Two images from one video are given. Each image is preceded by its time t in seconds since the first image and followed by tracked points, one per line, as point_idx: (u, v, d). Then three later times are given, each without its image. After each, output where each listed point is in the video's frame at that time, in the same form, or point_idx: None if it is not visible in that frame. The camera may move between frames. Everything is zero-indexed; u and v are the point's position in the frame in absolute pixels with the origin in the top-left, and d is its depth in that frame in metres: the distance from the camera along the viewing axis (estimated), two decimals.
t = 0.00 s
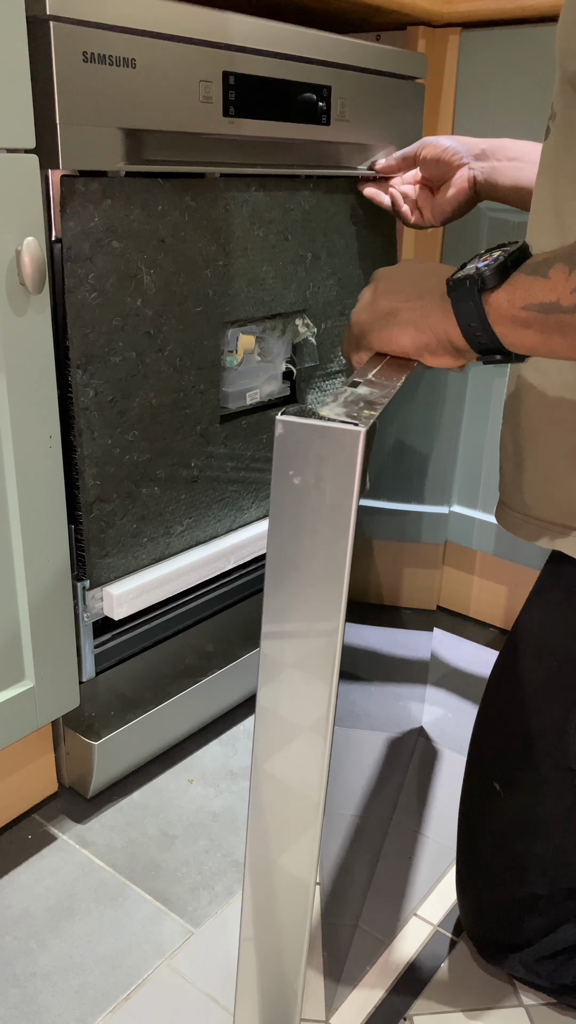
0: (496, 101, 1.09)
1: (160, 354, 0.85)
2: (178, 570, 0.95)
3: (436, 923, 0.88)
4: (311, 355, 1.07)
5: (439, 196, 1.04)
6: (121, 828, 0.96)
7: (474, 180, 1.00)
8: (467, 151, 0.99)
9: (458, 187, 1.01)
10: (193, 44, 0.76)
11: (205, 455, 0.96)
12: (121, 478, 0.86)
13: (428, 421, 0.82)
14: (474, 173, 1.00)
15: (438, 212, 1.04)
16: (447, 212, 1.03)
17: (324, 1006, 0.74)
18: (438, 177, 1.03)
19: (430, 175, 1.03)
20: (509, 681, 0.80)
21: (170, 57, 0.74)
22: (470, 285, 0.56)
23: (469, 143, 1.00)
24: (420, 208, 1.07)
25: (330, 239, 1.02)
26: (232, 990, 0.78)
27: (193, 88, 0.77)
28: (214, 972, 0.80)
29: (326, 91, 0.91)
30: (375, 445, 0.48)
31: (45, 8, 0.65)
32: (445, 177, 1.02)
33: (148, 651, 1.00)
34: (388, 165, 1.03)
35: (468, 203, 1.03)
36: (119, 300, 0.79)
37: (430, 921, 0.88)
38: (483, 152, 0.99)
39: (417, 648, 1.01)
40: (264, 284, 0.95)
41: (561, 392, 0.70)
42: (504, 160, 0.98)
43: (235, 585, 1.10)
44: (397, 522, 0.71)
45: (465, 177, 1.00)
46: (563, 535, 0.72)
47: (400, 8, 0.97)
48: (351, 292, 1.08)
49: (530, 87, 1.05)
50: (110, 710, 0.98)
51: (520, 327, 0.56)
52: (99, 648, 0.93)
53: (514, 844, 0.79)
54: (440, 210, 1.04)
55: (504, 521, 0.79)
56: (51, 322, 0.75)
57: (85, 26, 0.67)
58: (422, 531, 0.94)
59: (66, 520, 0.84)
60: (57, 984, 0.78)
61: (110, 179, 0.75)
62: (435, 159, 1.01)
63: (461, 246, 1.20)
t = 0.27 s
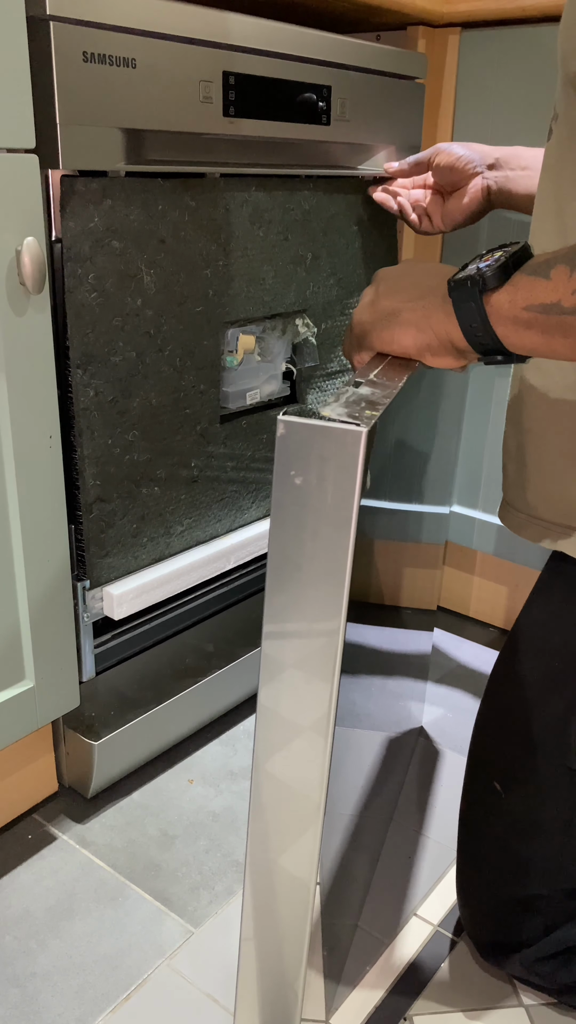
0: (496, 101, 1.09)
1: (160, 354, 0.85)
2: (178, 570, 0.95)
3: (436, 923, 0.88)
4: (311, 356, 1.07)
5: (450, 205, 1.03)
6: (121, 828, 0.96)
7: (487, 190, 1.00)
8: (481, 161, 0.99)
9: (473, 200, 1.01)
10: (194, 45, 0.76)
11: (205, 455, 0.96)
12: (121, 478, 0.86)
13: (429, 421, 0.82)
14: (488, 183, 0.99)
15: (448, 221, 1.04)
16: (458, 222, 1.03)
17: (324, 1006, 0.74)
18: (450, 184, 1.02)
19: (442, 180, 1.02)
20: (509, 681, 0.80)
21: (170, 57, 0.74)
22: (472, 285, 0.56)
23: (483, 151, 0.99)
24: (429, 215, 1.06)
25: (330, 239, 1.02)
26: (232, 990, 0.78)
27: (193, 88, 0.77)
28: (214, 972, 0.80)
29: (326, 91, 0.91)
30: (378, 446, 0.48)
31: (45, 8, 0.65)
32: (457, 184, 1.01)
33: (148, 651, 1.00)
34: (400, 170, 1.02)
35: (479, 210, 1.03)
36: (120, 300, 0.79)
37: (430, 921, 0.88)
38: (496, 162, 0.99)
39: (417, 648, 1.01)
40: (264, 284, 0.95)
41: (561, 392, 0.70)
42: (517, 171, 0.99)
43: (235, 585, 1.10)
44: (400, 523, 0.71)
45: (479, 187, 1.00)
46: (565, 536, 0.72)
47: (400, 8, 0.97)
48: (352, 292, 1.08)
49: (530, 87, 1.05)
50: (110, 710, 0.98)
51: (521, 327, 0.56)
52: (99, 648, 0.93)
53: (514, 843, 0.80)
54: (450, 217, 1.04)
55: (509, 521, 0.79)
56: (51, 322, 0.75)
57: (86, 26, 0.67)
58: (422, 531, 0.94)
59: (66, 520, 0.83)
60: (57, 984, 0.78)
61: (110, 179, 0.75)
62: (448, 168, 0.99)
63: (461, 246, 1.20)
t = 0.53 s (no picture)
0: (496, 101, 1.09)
1: (161, 354, 0.85)
2: (178, 570, 0.95)
3: (436, 923, 0.88)
4: (311, 356, 1.07)
5: (437, 196, 1.04)
6: (121, 828, 0.96)
7: (476, 182, 1.01)
8: (472, 153, 1.00)
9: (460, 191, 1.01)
10: (193, 44, 0.76)
11: (205, 455, 0.96)
12: (121, 478, 0.86)
13: (428, 421, 0.82)
14: (477, 174, 1.00)
15: (435, 211, 1.05)
16: (444, 212, 1.04)
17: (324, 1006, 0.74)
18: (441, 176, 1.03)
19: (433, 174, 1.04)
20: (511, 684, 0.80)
21: (171, 57, 0.74)
22: (467, 285, 0.56)
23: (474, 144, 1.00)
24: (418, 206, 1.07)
25: (330, 239, 1.02)
26: (232, 990, 0.78)
27: (193, 88, 0.77)
28: (214, 973, 0.80)
29: (326, 91, 0.91)
30: (374, 444, 0.48)
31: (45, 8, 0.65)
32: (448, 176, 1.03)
33: (148, 652, 1.00)
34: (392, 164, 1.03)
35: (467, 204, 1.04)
36: (120, 300, 0.79)
37: (430, 921, 0.88)
38: (487, 154, 1.00)
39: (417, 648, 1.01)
40: (264, 284, 0.95)
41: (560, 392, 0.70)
42: (507, 163, 0.99)
43: (235, 585, 1.10)
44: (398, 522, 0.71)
45: (468, 178, 1.01)
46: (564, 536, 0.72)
47: (400, 8, 0.97)
48: (351, 292, 1.08)
49: (531, 87, 1.05)
50: (110, 710, 0.98)
51: (517, 329, 0.56)
52: (99, 648, 0.93)
53: (514, 844, 0.79)
54: (439, 209, 1.05)
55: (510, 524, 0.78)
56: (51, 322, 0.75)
57: (85, 26, 0.67)
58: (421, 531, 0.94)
59: (66, 520, 0.83)
60: (57, 984, 0.78)
61: (110, 179, 0.75)
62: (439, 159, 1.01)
63: (461, 246, 1.20)
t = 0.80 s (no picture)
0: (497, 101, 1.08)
1: (161, 354, 0.85)
2: (178, 570, 0.95)
3: (437, 923, 0.88)
4: (311, 355, 1.08)
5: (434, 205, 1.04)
6: (120, 828, 0.96)
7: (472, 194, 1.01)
8: (469, 165, 1.00)
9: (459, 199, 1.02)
10: (194, 45, 0.76)
11: (205, 455, 0.96)
12: (121, 478, 0.86)
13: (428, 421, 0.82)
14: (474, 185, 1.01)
15: (432, 220, 1.04)
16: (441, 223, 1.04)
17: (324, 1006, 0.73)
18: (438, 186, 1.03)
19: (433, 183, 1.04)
20: (511, 697, 0.80)
21: (170, 57, 0.74)
22: (458, 285, 0.56)
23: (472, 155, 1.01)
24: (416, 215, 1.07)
25: (330, 239, 1.02)
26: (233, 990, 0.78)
27: (193, 88, 0.77)
28: (214, 973, 0.80)
29: (326, 91, 0.91)
30: (366, 444, 0.48)
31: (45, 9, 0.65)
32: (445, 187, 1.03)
33: (148, 652, 1.00)
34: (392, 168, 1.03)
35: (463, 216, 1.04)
36: (120, 300, 0.79)
37: (430, 921, 0.88)
38: (483, 166, 1.01)
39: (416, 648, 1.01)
40: (264, 284, 0.95)
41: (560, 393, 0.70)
42: (504, 173, 1.00)
43: (235, 585, 1.10)
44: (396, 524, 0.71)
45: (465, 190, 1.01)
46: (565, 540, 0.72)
47: (400, 8, 0.97)
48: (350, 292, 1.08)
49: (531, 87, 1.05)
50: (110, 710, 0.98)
51: (505, 330, 0.56)
52: (99, 648, 0.93)
53: (521, 854, 0.79)
54: (436, 216, 1.04)
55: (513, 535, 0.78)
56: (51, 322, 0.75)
57: (86, 26, 0.67)
58: (422, 531, 0.94)
59: (66, 520, 0.83)
60: (57, 984, 0.78)
61: (110, 179, 0.75)
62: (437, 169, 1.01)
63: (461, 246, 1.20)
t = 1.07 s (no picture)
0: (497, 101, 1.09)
1: (160, 354, 0.85)
2: (178, 570, 0.95)
3: (437, 923, 0.87)
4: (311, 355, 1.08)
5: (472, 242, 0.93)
6: (120, 828, 0.96)
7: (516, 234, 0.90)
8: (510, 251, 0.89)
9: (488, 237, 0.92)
10: (194, 45, 0.76)
11: (206, 455, 0.96)
12: (121, 478, 0.86)
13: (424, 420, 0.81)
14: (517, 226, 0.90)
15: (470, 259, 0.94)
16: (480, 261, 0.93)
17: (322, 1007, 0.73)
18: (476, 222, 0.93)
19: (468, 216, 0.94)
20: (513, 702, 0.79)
21: (171, 58, 0.74)
22: (434, 277, 0.57)
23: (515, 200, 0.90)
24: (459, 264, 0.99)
25: (330, 239, 1.02)
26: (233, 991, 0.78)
27: (193, 88, 0.77)
28: (214, 973, 0.80)
29: (326, 91, 0.91)
30: (344, 440, 0.48)
31: (45, 9, 0.65)
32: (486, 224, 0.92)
33: (147, 651, 1.00)
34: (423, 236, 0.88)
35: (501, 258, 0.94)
36: (119, 300, 0.79)
37: (430, 921, 0.87)
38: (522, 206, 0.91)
39: (417, 647, 1.01)
40: (264, 284, 0.95)
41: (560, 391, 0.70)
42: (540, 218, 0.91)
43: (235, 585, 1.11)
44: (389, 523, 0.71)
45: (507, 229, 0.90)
46: (569, 538, 0.71)
47: (400, 8, 0.97)
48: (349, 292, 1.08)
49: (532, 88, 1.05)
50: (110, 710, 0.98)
51: (480, 325, 0.56)
52: (99, 648, 0.93)
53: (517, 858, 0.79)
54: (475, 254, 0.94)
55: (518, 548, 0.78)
56: (51, 322, 0.75)
57: (86, 26, 0.67)
58: (422, 531, 0.94)
59: (66, 520, 0.83)
60: (57, 984, 0.78)
61: (110, 179, 0.75)
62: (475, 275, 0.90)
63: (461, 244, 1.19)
